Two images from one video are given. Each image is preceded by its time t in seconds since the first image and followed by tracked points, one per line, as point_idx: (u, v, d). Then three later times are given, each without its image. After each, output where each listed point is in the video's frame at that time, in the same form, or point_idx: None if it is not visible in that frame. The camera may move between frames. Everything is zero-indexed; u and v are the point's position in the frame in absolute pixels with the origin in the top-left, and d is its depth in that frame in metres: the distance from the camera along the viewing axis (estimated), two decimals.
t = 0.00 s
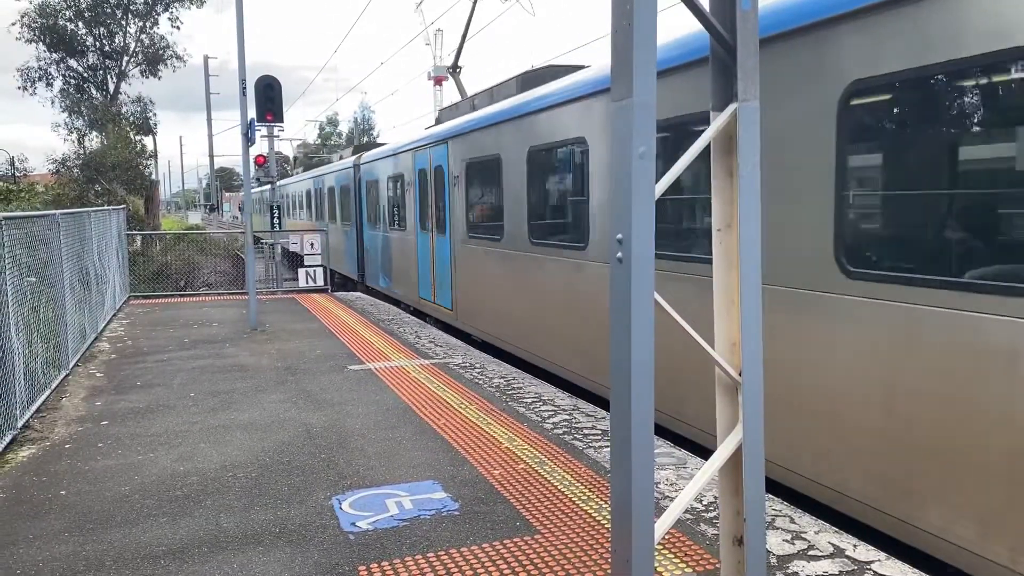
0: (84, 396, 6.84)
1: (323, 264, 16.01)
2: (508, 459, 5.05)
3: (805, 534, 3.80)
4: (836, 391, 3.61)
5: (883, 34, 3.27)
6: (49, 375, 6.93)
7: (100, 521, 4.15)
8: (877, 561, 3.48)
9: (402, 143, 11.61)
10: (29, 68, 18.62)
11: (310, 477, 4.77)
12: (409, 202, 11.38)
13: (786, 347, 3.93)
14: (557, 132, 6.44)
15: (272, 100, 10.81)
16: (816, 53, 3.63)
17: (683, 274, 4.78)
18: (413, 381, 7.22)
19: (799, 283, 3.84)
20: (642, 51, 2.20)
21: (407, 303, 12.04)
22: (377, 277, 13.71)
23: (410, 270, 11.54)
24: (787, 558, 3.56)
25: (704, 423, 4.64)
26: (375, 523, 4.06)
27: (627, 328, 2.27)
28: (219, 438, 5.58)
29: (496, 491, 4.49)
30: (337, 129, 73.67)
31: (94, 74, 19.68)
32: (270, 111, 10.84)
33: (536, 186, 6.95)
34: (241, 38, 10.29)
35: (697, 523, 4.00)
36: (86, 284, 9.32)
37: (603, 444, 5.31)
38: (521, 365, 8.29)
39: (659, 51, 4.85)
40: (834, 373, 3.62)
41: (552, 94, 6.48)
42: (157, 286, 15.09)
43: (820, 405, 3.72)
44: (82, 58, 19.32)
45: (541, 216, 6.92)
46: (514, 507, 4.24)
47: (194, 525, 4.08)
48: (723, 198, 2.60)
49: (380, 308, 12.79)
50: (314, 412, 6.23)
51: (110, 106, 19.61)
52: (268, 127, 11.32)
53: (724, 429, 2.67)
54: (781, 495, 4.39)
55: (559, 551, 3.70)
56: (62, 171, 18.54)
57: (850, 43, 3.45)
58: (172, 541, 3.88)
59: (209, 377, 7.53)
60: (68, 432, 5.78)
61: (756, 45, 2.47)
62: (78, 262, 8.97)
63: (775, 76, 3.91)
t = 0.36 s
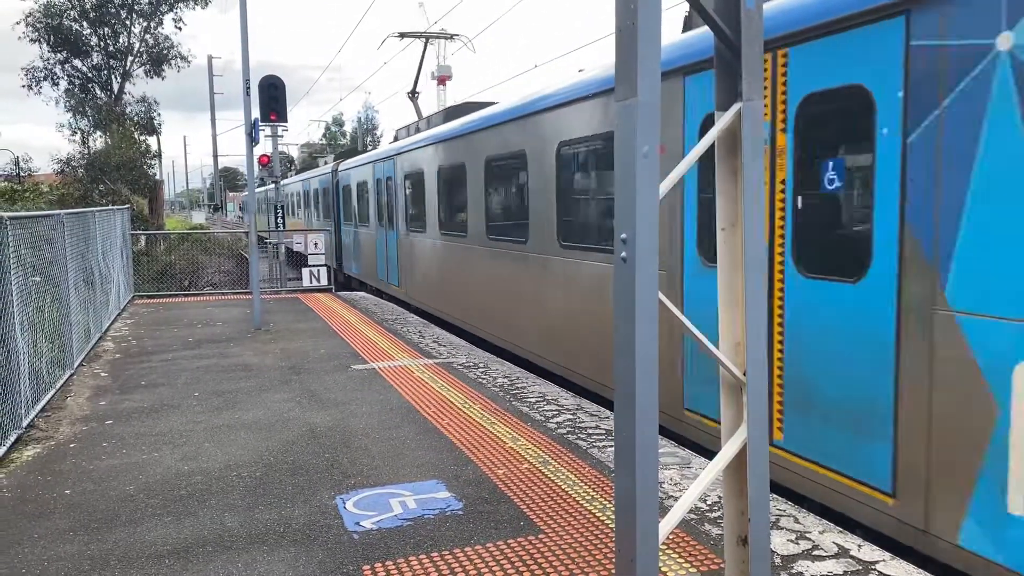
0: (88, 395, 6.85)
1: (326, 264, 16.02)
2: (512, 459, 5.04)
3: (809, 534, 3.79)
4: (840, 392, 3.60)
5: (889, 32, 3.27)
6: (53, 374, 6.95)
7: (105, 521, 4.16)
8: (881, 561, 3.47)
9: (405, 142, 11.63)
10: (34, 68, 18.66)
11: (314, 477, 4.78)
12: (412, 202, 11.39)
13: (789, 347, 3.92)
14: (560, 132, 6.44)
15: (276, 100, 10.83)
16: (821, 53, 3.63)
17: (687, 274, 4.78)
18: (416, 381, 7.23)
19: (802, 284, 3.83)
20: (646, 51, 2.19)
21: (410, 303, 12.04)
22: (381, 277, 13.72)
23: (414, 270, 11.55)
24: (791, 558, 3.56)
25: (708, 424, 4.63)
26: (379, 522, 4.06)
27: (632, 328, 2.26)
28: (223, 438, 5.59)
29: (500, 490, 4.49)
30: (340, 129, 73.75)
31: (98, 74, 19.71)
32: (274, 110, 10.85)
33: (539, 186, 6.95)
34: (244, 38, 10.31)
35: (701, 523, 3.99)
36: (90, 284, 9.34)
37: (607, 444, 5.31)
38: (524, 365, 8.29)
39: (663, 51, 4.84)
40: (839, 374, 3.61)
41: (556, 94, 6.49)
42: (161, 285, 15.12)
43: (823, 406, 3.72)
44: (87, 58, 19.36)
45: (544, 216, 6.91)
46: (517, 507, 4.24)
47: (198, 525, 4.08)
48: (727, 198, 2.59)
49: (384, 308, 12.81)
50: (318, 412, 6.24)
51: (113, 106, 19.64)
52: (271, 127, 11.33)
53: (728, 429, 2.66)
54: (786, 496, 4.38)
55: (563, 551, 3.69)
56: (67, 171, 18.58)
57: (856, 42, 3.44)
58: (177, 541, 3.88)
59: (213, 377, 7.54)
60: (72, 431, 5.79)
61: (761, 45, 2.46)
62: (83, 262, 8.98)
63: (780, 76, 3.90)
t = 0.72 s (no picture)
0: (92, 395, 6.86)
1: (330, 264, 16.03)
2: (515, 459, 5.04)
3: (813, 534, 3.79)
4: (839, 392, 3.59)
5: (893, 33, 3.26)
6: (58, 374, 6.97)
7: (108, 520, 4.16)
8: (885, 561, 3.47)
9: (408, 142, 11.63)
10: (38, 68, 18.71)
11: (317, 477, 4.78)
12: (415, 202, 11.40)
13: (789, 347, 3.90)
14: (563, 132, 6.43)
15: (279, 100, 10.84)
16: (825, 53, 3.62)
17: (691, 274, 4.77)
18: (419, 381, 7.22)
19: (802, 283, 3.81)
20: (650, 52, 2.19)
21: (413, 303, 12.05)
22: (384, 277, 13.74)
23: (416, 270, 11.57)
24: (795, 558, 3.55)
25: (712, 424, 4.62)
26: (381, 523, 4.06)
27: (635, 327, 2.26)
28: (226, 438, 5.59)
29: (503, 491, 4.48)
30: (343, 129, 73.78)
31: (102, 74, 19.75)
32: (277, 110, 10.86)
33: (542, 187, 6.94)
34: (248, 38, 10.32)
35: (704, 523, 3.99)
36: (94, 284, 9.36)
37: (610, 444, 5.30)
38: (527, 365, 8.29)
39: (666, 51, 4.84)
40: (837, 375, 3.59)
41: (559, 94, 6.48)
42: (165, 285, 15.15)
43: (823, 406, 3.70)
44: (91, 58, 19.39)
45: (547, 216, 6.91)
46: (521, 507, 4.23)
47: (201, 525, 4.08)
48: (731, 197, 2.59)
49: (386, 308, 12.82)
50: (322, 411, 6.24)
51: (118, 106, 19.68)
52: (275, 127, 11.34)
53: (731, 429, 2.66)
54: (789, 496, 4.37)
55: (567, 551, 3.69)
56: (71, 170, 18.63)
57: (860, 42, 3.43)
58: (180, 541, 3.89)
59: (216, 377, 7.55)
60: (76, 431, 5.79)
61: (765, 46, 2.46)
62: (87, 262, 9.00)
63: (783, 76, 3.89)
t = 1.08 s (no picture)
0: (95, 395, 6.87)
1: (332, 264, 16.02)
2: (518, 459, 5.04)
3: (816, 534, 3.78)
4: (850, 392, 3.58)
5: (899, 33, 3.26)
6: (62, 374, 6.98)
7: (112, 520, 4.17)
8: (889, 561, 3.46)
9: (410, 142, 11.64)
10: (42, 68, 18.74)
11: (320, 476, 4.78)
12: (417, 201, 11.40)
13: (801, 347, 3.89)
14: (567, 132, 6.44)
15: (282, 100, 10.85)
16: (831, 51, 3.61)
17: (694, 275, 4.76)
18: (422, 381, 7.21)
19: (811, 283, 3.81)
20: (653, 51, 2.18)
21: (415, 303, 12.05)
22: (386, 276, 13.76)
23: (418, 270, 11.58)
24: (798, 558, 3.54)
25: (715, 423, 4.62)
26: (385, 522, 4.06)
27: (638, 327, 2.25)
28: (230, 438, 5.60)
29: (506, 490, 4.48)
30: (345, 129, 73.83)
31: (106, 74, 19.78)
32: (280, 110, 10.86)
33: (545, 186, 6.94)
34: (251, 38, 10.34)
35: (708, 523, 3.98)
36: (98, 284, 9.38)
37: (613, 444, 5.29)
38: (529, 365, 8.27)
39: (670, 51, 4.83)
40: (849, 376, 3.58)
41: (562, 93, 6.49)
42: (167, 285, 15.16)
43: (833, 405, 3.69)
44: (94, 59, 19.43)
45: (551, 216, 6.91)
46: (524, 507, 4.23)
47: (204, 524, 4.09)
48: (735, 197, 2.58)
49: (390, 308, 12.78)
50: (325, 411, 6.24)
51: (121, 107, 19.71)
52: (278, 128, 11.36)
53: (735, 429, 2.65)
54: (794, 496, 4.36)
55: (571, 551, 3.69)
56: (74, 171, 18.67)
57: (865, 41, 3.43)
58: (183, 541, 3.89)
59: (220, 377, 7.56)
60: (80, 431, 5.80)
61: (768, 44, 2.45)
62: (90, 262, 9.01)
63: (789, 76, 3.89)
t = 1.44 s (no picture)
0: (99, 395, 6.88)
1: (335, 264, 16.02)
2: (520, 459, 5.04)
3: (818, 535, 3.77)
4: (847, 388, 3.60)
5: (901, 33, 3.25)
6: (65, 374, 6.99)
7: (114, 520, 4.17)
8: (892, 562, 3.45)
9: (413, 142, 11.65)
10: (46, 69, 18.76)
11: (322, 477, 4.78)
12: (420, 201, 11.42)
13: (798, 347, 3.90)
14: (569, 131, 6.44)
15: (285, 100, 10.85)
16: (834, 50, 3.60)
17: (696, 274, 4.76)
18: (424, 381, 7.21)
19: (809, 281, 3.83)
20: (656, 50, 2.18)
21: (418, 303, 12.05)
22: (389, 276, 13.77)
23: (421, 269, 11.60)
24: (801, 559, 3.54)
25: (717, 423, 4.61)
26: (387, 523, 4.06)
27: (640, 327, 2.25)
28: (232, 438, 5.60)
29: (508, 491, 4.48)
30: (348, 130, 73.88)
31: (109, 75, 19.80)
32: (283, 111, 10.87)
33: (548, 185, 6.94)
34: (253, 38, 10.35)
35: (710, 524, 3.98)
36: (101, 284, 9.39)
37: (616, 445, 5.28)
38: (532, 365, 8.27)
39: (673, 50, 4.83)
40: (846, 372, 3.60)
41: (565, 93, 6.49)
42: (171, 285, 15.19)
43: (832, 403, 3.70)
44: (97, 59, 19.45)
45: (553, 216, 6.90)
46: (526, 508, 4.23)
47: (207, 525, 4.09)
48: (737, 197, 2.58)
49: (393, 308, 12.79)
50: (327, 411, 6.24)
51: (124, 107, 19.74)
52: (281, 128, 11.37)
53: (738, 429, 2.65)
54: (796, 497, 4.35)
55: (572, 551, 3.68)
56: (78, 171, 18.70)
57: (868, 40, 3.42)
58: (185, 541, 3.89)
59: (222, 377, 7.56)
60: (83, 431, 5.81)
61: (770, 44, 2.45)
62: (93, 262, 9.02)
63: (792, 75, 3.88)
